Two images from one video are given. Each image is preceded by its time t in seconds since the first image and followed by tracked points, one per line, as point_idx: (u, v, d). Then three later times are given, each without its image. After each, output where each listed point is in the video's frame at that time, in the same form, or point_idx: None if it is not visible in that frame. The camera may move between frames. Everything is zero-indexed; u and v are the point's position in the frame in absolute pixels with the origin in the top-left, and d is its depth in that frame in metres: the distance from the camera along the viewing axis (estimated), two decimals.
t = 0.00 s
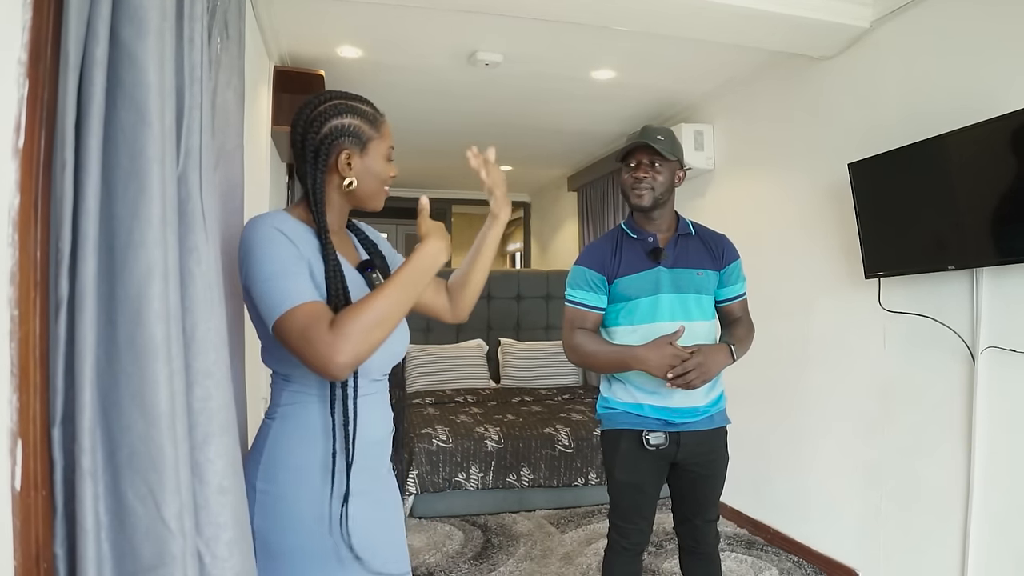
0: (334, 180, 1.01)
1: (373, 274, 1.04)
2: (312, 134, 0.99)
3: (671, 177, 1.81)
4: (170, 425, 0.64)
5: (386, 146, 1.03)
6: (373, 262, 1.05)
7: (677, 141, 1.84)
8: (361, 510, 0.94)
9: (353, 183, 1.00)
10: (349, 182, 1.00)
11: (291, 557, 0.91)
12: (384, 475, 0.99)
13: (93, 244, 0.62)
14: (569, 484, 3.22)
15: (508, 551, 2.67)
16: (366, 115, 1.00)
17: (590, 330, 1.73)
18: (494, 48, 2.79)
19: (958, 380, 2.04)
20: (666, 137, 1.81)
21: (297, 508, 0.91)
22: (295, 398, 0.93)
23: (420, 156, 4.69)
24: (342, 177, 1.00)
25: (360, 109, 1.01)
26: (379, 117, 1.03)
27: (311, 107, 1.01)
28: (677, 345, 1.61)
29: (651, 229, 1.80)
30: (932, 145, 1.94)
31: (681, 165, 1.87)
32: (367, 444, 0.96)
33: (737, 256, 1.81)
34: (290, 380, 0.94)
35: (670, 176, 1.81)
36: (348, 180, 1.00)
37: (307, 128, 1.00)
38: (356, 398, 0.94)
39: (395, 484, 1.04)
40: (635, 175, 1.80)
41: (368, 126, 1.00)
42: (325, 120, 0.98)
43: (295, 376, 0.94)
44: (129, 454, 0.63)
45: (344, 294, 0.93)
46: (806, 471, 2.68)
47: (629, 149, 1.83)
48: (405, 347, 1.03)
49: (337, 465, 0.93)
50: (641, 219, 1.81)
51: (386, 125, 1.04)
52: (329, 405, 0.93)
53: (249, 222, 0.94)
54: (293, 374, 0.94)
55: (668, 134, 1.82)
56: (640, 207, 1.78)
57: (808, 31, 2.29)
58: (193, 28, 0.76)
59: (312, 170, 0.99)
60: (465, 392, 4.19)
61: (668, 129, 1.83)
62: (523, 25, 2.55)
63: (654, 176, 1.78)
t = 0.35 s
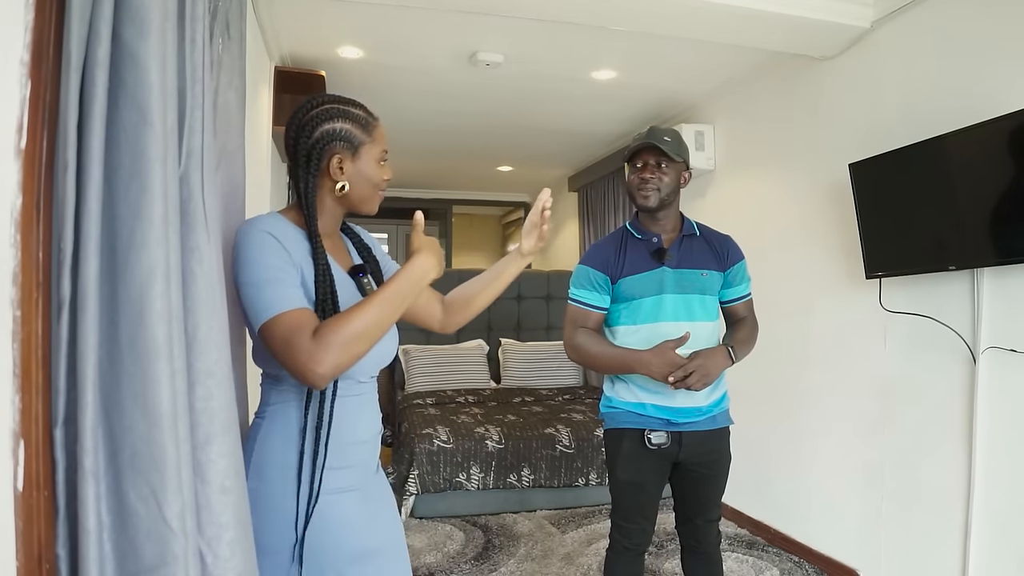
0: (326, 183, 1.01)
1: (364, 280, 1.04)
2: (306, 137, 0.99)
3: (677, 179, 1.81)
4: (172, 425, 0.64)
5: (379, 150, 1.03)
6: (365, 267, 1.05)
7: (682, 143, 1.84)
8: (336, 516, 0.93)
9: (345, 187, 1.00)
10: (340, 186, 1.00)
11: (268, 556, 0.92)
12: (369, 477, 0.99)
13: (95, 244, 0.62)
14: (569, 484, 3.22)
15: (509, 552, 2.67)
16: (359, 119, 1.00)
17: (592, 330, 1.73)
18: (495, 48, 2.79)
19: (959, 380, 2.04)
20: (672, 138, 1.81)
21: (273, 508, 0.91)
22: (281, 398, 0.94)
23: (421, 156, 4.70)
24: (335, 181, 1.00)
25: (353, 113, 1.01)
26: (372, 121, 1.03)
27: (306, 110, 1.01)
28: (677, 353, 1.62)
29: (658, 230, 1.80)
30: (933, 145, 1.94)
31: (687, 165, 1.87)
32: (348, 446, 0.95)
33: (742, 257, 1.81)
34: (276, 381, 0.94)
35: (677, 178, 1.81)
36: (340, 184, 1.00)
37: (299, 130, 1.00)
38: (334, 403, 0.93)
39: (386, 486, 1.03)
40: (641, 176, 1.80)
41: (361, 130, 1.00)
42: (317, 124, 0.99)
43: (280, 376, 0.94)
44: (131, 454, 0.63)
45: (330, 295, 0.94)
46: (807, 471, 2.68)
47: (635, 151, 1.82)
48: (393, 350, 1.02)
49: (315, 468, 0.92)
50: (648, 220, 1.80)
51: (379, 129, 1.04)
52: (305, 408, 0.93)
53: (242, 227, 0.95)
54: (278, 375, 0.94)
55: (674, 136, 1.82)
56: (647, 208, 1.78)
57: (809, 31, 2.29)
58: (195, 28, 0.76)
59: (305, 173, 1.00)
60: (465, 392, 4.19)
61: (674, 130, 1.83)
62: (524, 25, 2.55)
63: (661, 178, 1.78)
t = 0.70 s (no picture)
0: (325, 181, 1.00)
1: (372, 271, 1.05)
2: (302, 136, 0.99)
3: (682, 178, 1.82)
4: (173, 425, 0.64)
5: (374, 146, 1.03)
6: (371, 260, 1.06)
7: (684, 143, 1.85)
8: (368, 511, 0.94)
9: (344, 183, 1.00)
10: (339, 183, 1.00)
11: (299, 557, 0.91)
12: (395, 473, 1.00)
13: (96, 244, 0.62)
14: (570, 484, 3.22)
15: (509, 552, 2.67)
16: (353, 117, 1.01)
17: (592, 329, 1.73)
18: (495, 48, 2.79)
19: (959, 380, 2.03)
20: (677, 139, 1.82)
21: (304, 509, 0.91)
22: (305, 398, 0.93)
23: (421, 156, 4.69)
24: (333, 178, 1.00)
25: (347, 110, 1.01)
26: (366, 118, 1.03)
27: (301, 109, 1.01)
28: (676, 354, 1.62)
29: (663, 231, 1.80)
30: (933, 145, 1.94)
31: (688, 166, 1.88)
32: (375, 443, 0.96)
33: (742, 257, 1.81)
34: (300, 379, 0.94)
35: (681, 177, 1.82)
36: (339, 180, 1.00)
37: (295, 131, 1.00)
38: (362, 400, 0.95)
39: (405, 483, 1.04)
40: (648, 176, 1.79)
41: (356, 127, 1.00)
42: (313, 122, 0.99)
43: (303, 376, 0.94)
44: (132, 454, 0.63)
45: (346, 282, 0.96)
46: (807, 471, 2.68)
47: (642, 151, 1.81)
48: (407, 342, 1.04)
49: (346, 464, 0.93)
50: (654, 220, 1.80)
51: (374, 126, 1.04)
52: (331, 406, 0.93)
53: (247, 227, 0.94)
54: (301, 374, 0.94)
55: (677, 136, 1.83)
56: (657, 209, 1.77)
57: (809, 31, 2.29)
58: (195, 28, 0.76)
59: (303, 171, 0.99)
60: (465, 392, 4.19)
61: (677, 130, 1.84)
62: (524, 25, 2.55)
63: (669, 178, 1.78)
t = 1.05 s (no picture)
0: (322, 180, 1.00)
1: (371, 269, 1.05)
2: (302, 136, 0.99)
3: (684, 179, 1.83)
4: (172, 425, 0.64)
5: (373, 144, 1.02)
6: (370, 259, 1.06)
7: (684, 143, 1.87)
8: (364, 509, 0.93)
9: (342, 182, 1.00)
10: (336, 181, 1.00)
11: (297, 558, 0.91)
12: (393, 473, 1.00)
13: (94, 244, 0.62)
14: (569, 484, 3.22)
15: (509, 551, 2.67)
16: (351, 115, 1.00)
17: (591, 330, 1.73)
18: (495, 48, 2.79)
19: (959, 380, 2.03)
20: (680, 139, 1.83)
21: (301, 509, 0.91)
22: (301, 397, 0.93)
23: (421, 156, 4.69)
24: (331, 178, 0.99)
25: (345, 109, 1.01)
26: (364, 116, 1.03)
27: (300, 109, 1.01)
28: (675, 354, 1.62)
29: (664, 231, 1.80)
30: (932, 145, 1.94)
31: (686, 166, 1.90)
32: (372, 443, 0.95)
33: (739, 256, 1.81)
34: (295, 379, 0.94)
35: (683, 178, 1.83)
36: (337, 179, 0.99)
37: (292, 130, 1.00)
38: (354, 398, 0.94)
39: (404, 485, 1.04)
40: (655, 176, 1.78)
41: (353, 125, 1.00)
42: (310, 121, 0.99)
43: (300, 376, 0.94)
44: (130, 454, 0.63)
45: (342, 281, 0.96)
46: (807, 471, 2.68)
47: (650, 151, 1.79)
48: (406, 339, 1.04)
49: (340, 463, 0.93)
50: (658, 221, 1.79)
51: (372, 124, 1.04)
52: (328, 406, 0.93)
53: (246, 225, 0.94)
54: (298, 374, 0.94)
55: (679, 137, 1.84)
56: (666, 209, 1.77)
57: (809, 30, 2.29)
58: (194, 28, 0.76)
59: (301, 171, 0.99)
60: (465, 392, 4.18)
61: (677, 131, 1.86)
62: (524, 25, 2.55)
63: (676, 178, 1.79)
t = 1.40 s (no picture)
0: (316, 176, 1.00)
1: (365, 271, 1.02)
2: (294, 131, 1.00)
3: (677, 178, 1.80)
4: (173, 426, 0.64)
5: (368, 139, 1.03)
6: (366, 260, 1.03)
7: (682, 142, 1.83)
8: (352, 510, 0.93)
9: (336, 177, 1.00)
10: (331, 177, 1.00)
11: (289, 559, 0.91)
12: (384, 474, 1.00)
13: (96, 244, 0.62)
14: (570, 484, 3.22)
15: (510, 552, 2.67)
16: (345, 110, 1.01)
17: (591, 330, 1.73)
18: (495, 48, 2.79)
19: (960, 380, 2.03)
20: (671, 138, 1.80)
21: (292, 509, 0.91)
22: (289, 399, 0.94)
23: (421, 156, 4.69)
24: (325, 173, 1.00)
25: (340, 104, 1.01)
26: (359, 112, 1.04)
27: (294, 105, 1.01)
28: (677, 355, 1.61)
29: (657, 231, 1.79)
30: (933, 145, 1.94)
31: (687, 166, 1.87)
32: (361, 445, 0.96)
33: (740, 257, 1.81)
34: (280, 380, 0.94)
35: (676, 177, 1.80)
36: (331, 175, 1.00)
37: (287, 125, 1.01)
38: (337, 400, 0.93)
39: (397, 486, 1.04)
40: (640, 176, 1.80)
41: (348, 120, 1.01)
42: (304, 116, 0.99)
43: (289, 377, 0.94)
44: (132, 454, 0.63)
45: (329, 282, 0.92)
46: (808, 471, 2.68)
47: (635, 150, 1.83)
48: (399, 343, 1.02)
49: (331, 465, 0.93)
50: (647, 220, 1.80)
51: (367, 120, 1.05)
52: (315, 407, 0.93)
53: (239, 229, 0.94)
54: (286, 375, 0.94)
55: (673, 136, 1.82)
56: (648, 208, 1.77)
57: (811, 30, 2.29)
58: (196, 29, 0.76)
59: (295, 167, 1.00)
60: (466, 392, 4.18)
61: (674, 130, 1.83)
62: (525, 25, 2.55)
63: (659, 177, 1.78)
